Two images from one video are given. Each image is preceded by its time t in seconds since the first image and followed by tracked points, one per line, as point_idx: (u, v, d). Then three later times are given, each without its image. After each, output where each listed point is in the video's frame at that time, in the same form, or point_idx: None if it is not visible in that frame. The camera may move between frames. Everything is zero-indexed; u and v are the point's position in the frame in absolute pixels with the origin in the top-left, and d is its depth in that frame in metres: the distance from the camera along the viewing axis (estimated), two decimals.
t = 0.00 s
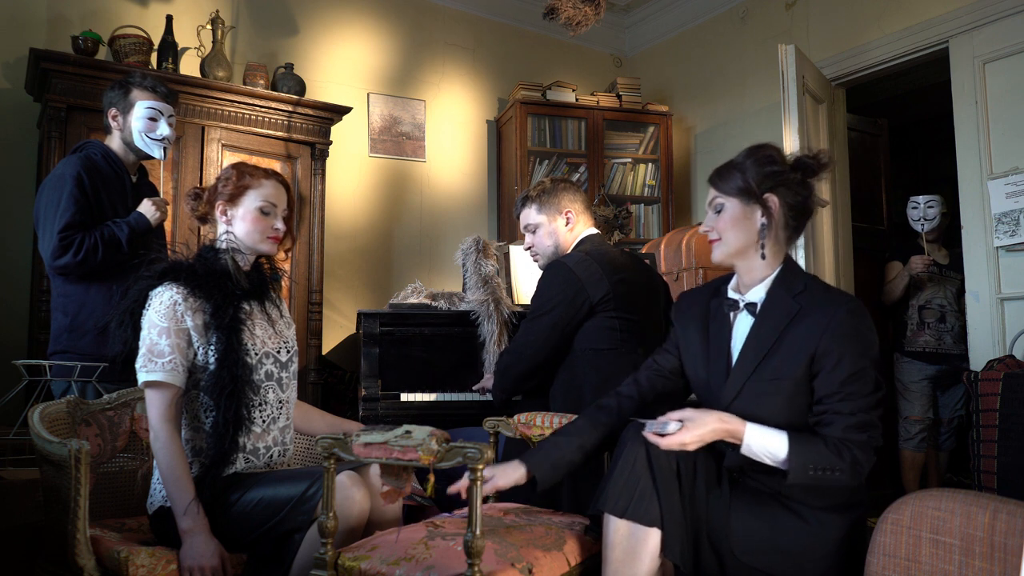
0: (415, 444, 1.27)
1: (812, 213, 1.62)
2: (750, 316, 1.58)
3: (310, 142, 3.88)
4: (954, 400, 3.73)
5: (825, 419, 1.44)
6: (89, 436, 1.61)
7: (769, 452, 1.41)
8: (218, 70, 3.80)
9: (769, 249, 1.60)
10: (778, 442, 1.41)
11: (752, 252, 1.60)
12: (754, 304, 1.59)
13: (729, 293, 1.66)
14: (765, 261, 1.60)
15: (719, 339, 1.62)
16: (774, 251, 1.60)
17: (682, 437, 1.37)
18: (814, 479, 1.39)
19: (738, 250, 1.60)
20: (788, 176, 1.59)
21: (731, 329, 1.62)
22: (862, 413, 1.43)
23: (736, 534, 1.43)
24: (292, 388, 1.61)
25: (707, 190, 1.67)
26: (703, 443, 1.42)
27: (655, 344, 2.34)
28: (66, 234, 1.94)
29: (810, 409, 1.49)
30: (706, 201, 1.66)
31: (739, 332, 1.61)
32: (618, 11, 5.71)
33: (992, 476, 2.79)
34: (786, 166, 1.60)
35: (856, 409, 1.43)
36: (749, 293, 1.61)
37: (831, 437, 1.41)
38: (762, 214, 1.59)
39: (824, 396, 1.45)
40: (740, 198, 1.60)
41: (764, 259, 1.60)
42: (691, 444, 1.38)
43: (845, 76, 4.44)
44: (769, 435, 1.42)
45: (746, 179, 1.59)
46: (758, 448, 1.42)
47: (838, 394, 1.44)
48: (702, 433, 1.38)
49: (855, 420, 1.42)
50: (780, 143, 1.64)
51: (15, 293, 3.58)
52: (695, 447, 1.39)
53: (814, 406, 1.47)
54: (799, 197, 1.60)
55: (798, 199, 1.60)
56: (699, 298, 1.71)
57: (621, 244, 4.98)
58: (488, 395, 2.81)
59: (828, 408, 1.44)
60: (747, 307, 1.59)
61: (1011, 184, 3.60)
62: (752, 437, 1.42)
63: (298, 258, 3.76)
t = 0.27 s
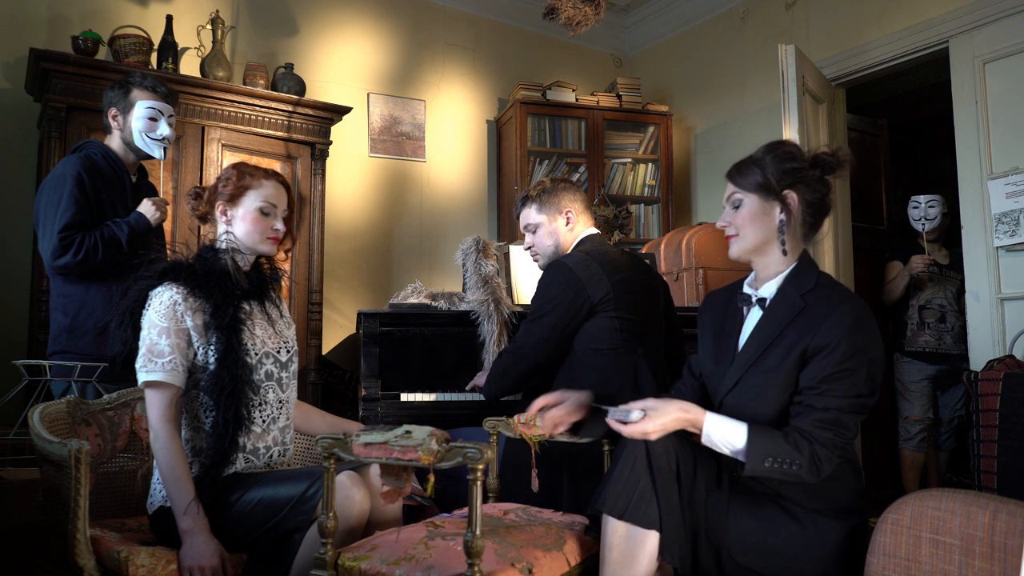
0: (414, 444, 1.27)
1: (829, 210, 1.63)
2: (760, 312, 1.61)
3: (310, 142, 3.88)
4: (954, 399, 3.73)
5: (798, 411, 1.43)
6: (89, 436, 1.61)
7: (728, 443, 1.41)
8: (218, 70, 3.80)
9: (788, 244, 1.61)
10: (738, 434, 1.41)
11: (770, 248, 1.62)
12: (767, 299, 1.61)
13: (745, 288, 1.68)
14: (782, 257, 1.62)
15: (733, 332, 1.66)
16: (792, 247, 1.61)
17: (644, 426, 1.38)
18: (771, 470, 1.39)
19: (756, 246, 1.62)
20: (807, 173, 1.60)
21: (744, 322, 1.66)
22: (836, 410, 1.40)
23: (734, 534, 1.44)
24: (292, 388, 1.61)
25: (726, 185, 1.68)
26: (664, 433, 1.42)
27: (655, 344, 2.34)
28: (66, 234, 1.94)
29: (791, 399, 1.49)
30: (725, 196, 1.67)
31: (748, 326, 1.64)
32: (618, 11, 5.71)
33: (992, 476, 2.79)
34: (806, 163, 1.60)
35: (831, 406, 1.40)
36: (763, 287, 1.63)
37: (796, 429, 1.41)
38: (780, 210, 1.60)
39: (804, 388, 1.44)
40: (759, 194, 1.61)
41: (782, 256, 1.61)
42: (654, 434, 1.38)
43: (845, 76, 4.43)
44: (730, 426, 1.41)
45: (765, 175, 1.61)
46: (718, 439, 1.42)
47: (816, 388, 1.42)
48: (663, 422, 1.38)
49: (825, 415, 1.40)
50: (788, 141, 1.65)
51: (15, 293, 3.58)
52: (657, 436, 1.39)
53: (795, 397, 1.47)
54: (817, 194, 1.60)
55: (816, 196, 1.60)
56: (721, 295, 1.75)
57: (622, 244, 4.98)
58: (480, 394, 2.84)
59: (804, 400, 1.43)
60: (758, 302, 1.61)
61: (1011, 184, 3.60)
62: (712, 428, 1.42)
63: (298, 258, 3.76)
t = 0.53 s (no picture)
0: (415, 444, 1.27)
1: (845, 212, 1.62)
2: (769, 308, 1.64)
3: (310, 142, 3.88)
4: (953, 400, 3.71)
5: (802, 405, 1.44)
6: (89, 436, 1.61)
7: (730, 432, 1.44)
8: (218, 70, 3.80)
9: (802, 244, 1.61)
10: (740, 426, 1.44)
11: (784, 247, 1.62)
12: (776, 296, 1.63)
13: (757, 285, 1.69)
14: (795, 256, 1.62)
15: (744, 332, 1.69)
16: (806, 247, 1.62)
17: (646, 414, 1.43)
18: (772, 463, 1.40)
19: (770, 246, 1.63)
20: (824, 174, 1.60)
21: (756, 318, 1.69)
22: (840, 406, 1.40)
23: (736, 535, 1.43)
24: (292, 388, 1.61)
25: (741, 182, 1.68)
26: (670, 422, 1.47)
27: (655, 344, 2.34)
28: (67, 234, 1.94)
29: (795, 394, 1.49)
30: (741, 194, 1.68)
31: (758, 323, 1.66)
32: (618, 11, 5.71)
33: (992, 476, 2.79)
34: (823, 163, 1.60)
35: (834, 402, 1.41)
36: (774, 284, 1.64)
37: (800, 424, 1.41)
38: (797, 211, 1.60)
39: (807, 383, 1.44)
40: (776, 194, 1.62)
41: (796, 255, 1.62)
42: (656, 422, 1.43)
43: (845, 76, 4.44)
44: (733, 418, 1.44)
45: (782, 173, 1.61)
46: (721, 428, 1.45)
47: (821, 384, 1.43)
48: (664, 412, 1.43)
49: (829, 411, 1.40)
50: (802, 141, 1.64)
51: (15, 293, 3.58)
52: (660, 424, 1.44)
53: (798, 391, 1.47)
54: (834, 195, 1.60)
55: (832, 196, 1.60)
56: (744, 297, 1.77)
57: (621, 244, 4.98)
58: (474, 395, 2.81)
59: (808, 395, 1.43)
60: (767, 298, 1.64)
61: (1011, 184, 3.60)
62: (716, 418, 1.46)
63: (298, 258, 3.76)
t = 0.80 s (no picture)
0: (415, 444, 1.27)
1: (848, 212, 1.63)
2: (773, 308, 1.63)
3: (310, 142, 3.88)
4: (953, 400, 3.72)
5: (823, 408, 1.43)
6: (89, 436, 1.61)
7: (760, 436, 1.44)
8: (218, 70, 3.80)
9: (807, 246, 1.61)
10: (769, 428, 1.43)
11: (790, 249, 1.62)
12: (781, 295, 1.62)
13: (762, 286, 1.69)
14: (800, 257, 1.62)
15: (747, 333, 1.68)
16: (811, 249, 1.61)
17: (672, 418, 1.44)
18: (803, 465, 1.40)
19: (776, 247, 1.62)
20: (829, 176, 1.60)
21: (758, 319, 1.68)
22: (847, 404, 1.41)
23: (736, 534, 1.43)
24: (292, 389, 1.61)
25: (746, 183, 1.68)
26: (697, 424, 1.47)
27: (655, 344, 2.34)
28: (69, 234, 1.94)
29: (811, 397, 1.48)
30: (745, 196, 1.67)
31: (762, 324, 1.65)
32: (618, 11, 5.71)
33: (992, 476, 2.79)
34: (826, 163, 1.61)
35: (855, 401, 1.40)
36: (778, 284, 1.63)
37: (825, 426, 1.41)
38: (802, 214, 1.61)
39: (825, 386, 1.44)
40: (782, 196, 1.62)
41: (802, 256, 1.62)
42: (683, 426, 1.44)
43: (844, 76, 4.44)
44: (762, 420, 1.44)
45: (787, 175, 1.61)
46: (750, 432, 1.45)
47: (838, 385, 1.42)
48: (691, 416, 1.43)
49: (852, 411, 1.40)
50: (804, 142, 1.64)
51: (15, 293, 3.58)
52: (687, 428, 1.45)
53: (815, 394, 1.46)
54: (838, 196, 1.61)
55: (836, 197, 1.61)
56: (745, 297, 1.77)
57: (621, 244, 4.98)
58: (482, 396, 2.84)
59: (828, 398, 1.43)
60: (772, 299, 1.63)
61: (1011, 184, 3.60)
62: (745, 421, 1.45)
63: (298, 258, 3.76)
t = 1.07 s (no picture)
0: (414, 444, 1.27)
1: (845, 211, 1.63)
2: (777, 309, 1.62)
3: (310, 142, 3.88)
4: (953, 399, 3.71)
5: (856, 407, 1.43)
6: (89, 436, 1.61)
7: (801, 435, 1.42)
8: (218, 70, 3.80)
9: (805, 245, 1.61)
10: (811, 427, 1.42)
11: (789, 249, 1.62)
12: (784, 296, 1.61)
13: (760, 287, 1.68)
14: (799, 257, 1.62)
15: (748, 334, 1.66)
16: (810, 248, 1.62)
17: (712, 419, 1.41)
18: (846, 461, 1.39)
19: (775, 247, 1.62)
20: (826, 175, 1.61)
21: (759, 320, 1.66)
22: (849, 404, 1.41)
23: (738, 535, 1.43)
24: (292, 389, 1.61)
25: (742, 185, 1.68)
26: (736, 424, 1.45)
27: (655, 344, 2.34)
28: (70, 234, 1.94)
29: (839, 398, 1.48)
30: (743, 197, 1.67)
31: (764, 325, 1.64)
32: (618, 11, 5.71)
33: (992, 476, 2.79)
34: (821, 162, 1.61)
35: (884, 396, 1.42)
36: (779, 284, 1.63)
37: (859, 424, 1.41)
38: (800, 213, 1.60)
39: (851, 386, 1.45)
40: (779, 196, 1.61)
41: (801, 256, 1.62)
42: (722, 426, 1.41)
43: (845, 76, 4.44)
44: (803, 420, 1.42)
45: (783, 175, 1.61)
46: (791, 432, 1.42)
47: (866, 383, 1.43)
48: (730, 415, 1.41)
49: (884, 406, 1.41)
50: (799, 143, 1.64)
51: (14, 293, 3.58)
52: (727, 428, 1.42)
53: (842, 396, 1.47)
54: (834, 196, 1.61)
55: (833, 197, 1.61)
56: (738, 297, 1.75)
57: (621, 244, 4.98)
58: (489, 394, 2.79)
59: (858, 397, 1.44)
60: (775, 299, 1.62)
61: (1011, 184, 3.60)
62: (785, 421, 1.43)
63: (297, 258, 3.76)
